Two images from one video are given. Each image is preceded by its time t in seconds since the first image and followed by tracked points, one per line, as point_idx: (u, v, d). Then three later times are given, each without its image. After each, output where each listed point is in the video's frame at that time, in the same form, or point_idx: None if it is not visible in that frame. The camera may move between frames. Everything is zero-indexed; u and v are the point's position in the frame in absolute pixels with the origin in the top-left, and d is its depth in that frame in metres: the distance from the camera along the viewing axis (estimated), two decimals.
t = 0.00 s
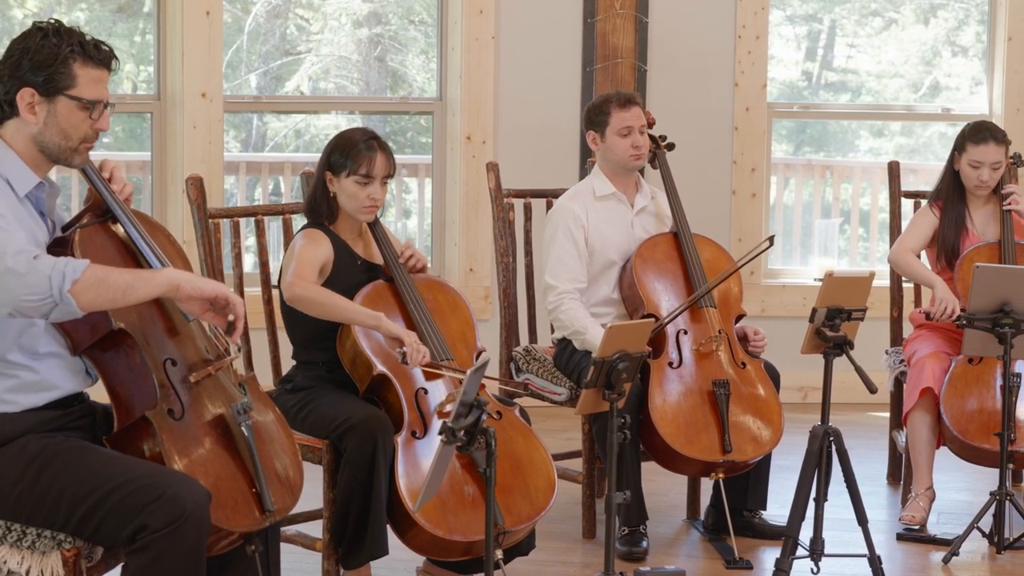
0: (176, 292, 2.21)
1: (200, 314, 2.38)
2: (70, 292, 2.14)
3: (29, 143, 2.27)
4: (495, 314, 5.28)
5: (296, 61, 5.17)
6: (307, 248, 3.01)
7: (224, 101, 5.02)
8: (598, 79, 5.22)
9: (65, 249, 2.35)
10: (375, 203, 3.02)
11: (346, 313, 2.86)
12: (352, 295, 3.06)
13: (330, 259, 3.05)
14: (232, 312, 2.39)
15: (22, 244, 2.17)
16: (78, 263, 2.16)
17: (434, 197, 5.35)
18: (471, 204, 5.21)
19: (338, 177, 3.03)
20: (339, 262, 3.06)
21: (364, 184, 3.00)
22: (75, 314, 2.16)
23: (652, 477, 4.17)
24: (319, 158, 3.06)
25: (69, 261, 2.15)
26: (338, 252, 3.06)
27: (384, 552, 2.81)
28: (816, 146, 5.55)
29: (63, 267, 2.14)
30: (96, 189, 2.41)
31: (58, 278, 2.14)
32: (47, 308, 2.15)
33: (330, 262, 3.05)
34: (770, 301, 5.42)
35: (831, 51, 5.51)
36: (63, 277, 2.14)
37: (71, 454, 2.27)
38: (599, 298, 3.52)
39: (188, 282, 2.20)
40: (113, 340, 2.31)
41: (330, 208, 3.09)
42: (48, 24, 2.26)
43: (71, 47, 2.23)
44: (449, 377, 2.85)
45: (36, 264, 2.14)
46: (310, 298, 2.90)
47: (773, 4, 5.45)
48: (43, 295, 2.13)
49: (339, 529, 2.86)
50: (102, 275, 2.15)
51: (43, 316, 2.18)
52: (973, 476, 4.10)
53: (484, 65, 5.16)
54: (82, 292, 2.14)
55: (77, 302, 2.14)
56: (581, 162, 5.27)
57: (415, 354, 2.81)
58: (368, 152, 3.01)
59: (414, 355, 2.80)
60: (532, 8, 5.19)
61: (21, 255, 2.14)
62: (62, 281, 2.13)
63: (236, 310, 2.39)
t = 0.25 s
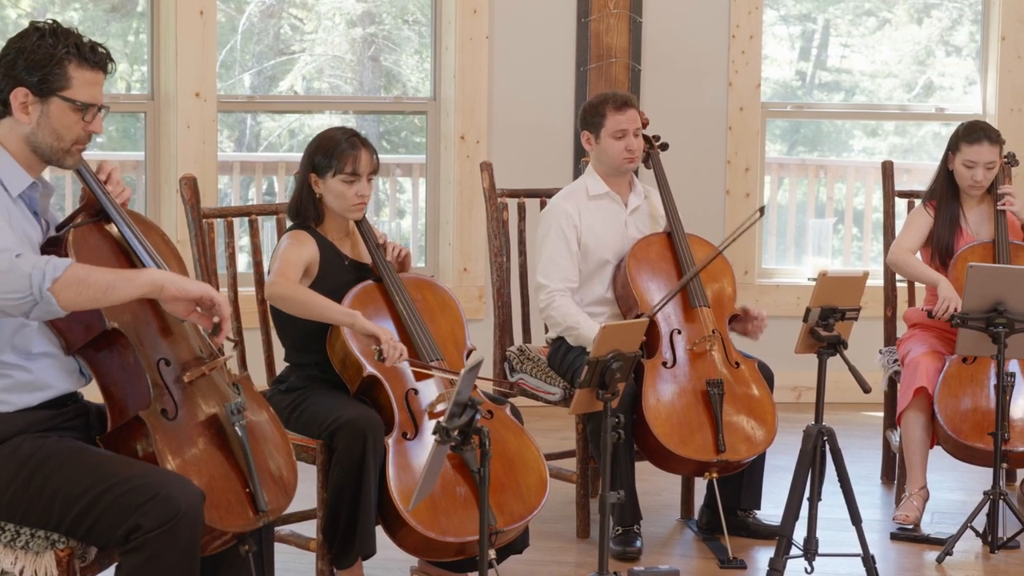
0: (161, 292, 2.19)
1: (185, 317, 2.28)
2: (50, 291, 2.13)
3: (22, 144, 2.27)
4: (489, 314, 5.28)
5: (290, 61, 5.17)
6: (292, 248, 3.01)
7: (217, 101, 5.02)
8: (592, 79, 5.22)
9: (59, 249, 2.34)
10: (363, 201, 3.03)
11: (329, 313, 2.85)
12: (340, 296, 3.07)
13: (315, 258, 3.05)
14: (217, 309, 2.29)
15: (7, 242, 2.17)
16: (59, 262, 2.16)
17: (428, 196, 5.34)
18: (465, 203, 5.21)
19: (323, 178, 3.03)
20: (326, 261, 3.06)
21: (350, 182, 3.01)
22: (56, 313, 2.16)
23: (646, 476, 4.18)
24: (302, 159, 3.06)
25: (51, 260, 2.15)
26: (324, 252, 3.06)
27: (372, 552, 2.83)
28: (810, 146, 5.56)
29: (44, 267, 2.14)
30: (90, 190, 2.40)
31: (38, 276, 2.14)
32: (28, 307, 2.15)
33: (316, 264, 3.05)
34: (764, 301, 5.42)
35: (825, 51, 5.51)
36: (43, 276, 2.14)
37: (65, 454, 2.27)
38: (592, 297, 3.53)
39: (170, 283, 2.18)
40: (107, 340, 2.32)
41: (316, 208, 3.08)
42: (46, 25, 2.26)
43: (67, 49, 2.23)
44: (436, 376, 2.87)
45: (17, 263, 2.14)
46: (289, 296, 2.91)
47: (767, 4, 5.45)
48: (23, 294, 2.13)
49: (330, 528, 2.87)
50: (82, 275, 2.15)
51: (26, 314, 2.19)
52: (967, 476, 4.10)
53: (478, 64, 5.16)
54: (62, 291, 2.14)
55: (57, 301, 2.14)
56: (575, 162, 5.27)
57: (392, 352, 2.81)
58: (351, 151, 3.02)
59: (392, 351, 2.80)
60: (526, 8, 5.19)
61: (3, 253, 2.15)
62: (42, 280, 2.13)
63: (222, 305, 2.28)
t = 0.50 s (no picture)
0: (144, 285, 2.18)
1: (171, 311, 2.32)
2: (31, 284, 2.14)
3: (13, 142, 2.27)
4: (483, 313, 5.28)
5: (284, 60, 5.17)
6: (279, 248, 3.01)
7: (211, 101, 5.02)
8: (586, 79, 5.22)
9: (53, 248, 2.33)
10: (352, 198, 3.03)
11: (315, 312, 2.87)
12: (331, 297, 3.07)
13: (304, 257, 3.05)
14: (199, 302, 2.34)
15: None
16: (40, 256, 2.16)
17: (422, 196, 5.34)
18: (459, 203, 5.21)
19: (310, 178, 3.03)
20: (315, 260, 3.06)
21: (338, 179, 3.02)
22: (38, 307, 2.16)
23: (640, 476, 4.18)
24: (287, 160, 3.06)
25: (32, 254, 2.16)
26: (311, 251, 3.06)
27: (365, 550, 2.81)
28: (804, 146, 5.55)
29: (25, 261, 2.15)
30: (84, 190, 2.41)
31: (19, 270, 2.14)
32: (10, 302, 2.15)
33: (303, 265, 3.05)
34: (758, 301, 5.42)
35: (819, 50, 5.52)
36: (25, 270, 2.15)
37: (59, 454, 2.27)
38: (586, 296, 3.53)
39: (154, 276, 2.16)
40: (101, 340, 2.31)
41: (305, 208, 3.09)
42: (31, 23, 2.26)
43: (54, 45, 2.23)
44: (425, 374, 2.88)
45: None
46: (272, 293, 2.93)
47: (761, 4, 5.46)
48: (5, 288, 2.13)
49: (324, 527, 2.86)
50: (64, 267, 2.15)
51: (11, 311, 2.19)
52: (961, 476, 4.11)
53: (471, 64, 5.16)
54: (44, 284, 2.14)
55: (38, 295, 2.14)
56: (569, 161, 5.27)
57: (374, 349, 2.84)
58: (338, 149, 3.02)
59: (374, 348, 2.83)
60: (519, 8, 5.19)
61: None
62: (23, 274, 2.14)
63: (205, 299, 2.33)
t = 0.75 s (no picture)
0: (126, 276, 2.17)
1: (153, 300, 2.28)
2: (11, 282, 2.14)
3: (7, 142, 2.27)
4: (476, 313, 5.29)
5: (278, 60, 5.17)
6: (272, 246, 3.00)
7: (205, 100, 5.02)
8: (580, 79, 5.22)
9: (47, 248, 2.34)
10: (347, 194, 3.03)
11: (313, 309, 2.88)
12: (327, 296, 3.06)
13: (298, 255, 3.04)
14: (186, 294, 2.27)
15: None
16: (20, 253, 2.16)
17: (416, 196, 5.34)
18: (453, 203, 5.21)
19: (305, 175, 3.03)
20: (310, 259, 3.06)
21: (333, 176, 3.02)
22: (20, 304, 2.15)
23: (634, 476, 4.18)
24: (282, 157, 3.06)
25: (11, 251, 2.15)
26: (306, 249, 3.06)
27: (362, 551, 2.81)
28: (798, 146, 5.56)
29: (4, 258, 2.15)
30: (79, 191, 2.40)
31: None
32: None
33: (298, 263, 3.05)
34: (752, 300, 5.43)
35: (813, 50, 5.52)
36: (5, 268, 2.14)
37: (54, 453, 2.27)
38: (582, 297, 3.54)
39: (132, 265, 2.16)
40: (95, 340, 2.31)
41: (300, 205, 3.08)
42: (24, 22, 2.25)
43: (47, 45, 2.23)
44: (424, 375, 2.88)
45: None
46: (262, 284, 2.93)
47: (755, 4, 5.46)
48: None
49: (319, 527, 2.87)
50: (43, 262, 2.14)
51: None
52: (955, 475, 4.11)
53: (466, 64, 5.16)
54: (24, 281, 2.14)
55: (19, 291, 2.14)
56: (564, 161, 5.28)
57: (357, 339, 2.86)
58: (332, 146, 3.03)
59: (356, 336, 2.85)
60: (513, 8, 5.19)
61: None
62: (3, 271, 2.14)
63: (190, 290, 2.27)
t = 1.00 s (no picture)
0: (99, 268, 2.17)
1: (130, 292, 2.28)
2: None
3: None
4: (470, 313, 5.29)
5: (271, 60, 5.17)
6: (268, 241, 3.01)
7: (198, 101, 5.02)
8: (573, 79, 5.22)
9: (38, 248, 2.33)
10: (346, 191, 3.04)
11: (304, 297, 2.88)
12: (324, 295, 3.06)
13: (294, 250, 3.04)
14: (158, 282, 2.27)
15: None
16: None
17: (409, 196, 5.34)
18: (446, 202, 5.21)
19: (304, 171, 3.03)
20: (307, 256, 3.06)
21: (333, 172, 3.03)
22: None
23: (627, 476, 4.18)
24: (281, 154, 3.06)
25: None
26: (303, 246, 3.06)
27: (358, 551, 2.82)
28: (791, 146, 5.55)
29: None
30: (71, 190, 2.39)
31: None
32: None
33: (295, 259, 3.05)
34: (745, 300, 5.43)
35: (806, 50, 5.52)
36: None
37: (46, 452, 2.26)
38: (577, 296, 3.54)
39: (105, 259, 2.16)
40: (87, 339, 2.31)
41: (298, 201, 3.09)
42: (21, 25, 2.25)
43: (42, 49, 2.22)
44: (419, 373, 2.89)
45: None
46: (254, 273, 2.93)
47: (748, 4, 5.46)
48: None
49: (314, 528, 2.88)
50: (16, 261, 2.14)
51: None
52: (948, 475, 4.12)
53: (459, 64, 5.16)
54: None
55: None
56: (557, 161, 5.28)
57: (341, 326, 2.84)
58: (331, 143, 3.03)
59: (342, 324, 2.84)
60: (507, 8, 5.19)
61: None
62: None
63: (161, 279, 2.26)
